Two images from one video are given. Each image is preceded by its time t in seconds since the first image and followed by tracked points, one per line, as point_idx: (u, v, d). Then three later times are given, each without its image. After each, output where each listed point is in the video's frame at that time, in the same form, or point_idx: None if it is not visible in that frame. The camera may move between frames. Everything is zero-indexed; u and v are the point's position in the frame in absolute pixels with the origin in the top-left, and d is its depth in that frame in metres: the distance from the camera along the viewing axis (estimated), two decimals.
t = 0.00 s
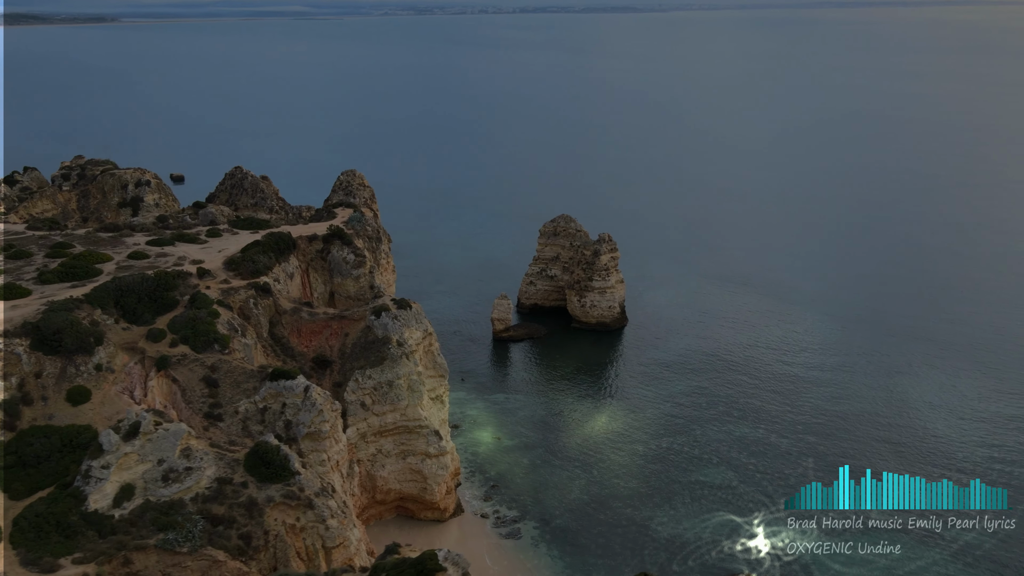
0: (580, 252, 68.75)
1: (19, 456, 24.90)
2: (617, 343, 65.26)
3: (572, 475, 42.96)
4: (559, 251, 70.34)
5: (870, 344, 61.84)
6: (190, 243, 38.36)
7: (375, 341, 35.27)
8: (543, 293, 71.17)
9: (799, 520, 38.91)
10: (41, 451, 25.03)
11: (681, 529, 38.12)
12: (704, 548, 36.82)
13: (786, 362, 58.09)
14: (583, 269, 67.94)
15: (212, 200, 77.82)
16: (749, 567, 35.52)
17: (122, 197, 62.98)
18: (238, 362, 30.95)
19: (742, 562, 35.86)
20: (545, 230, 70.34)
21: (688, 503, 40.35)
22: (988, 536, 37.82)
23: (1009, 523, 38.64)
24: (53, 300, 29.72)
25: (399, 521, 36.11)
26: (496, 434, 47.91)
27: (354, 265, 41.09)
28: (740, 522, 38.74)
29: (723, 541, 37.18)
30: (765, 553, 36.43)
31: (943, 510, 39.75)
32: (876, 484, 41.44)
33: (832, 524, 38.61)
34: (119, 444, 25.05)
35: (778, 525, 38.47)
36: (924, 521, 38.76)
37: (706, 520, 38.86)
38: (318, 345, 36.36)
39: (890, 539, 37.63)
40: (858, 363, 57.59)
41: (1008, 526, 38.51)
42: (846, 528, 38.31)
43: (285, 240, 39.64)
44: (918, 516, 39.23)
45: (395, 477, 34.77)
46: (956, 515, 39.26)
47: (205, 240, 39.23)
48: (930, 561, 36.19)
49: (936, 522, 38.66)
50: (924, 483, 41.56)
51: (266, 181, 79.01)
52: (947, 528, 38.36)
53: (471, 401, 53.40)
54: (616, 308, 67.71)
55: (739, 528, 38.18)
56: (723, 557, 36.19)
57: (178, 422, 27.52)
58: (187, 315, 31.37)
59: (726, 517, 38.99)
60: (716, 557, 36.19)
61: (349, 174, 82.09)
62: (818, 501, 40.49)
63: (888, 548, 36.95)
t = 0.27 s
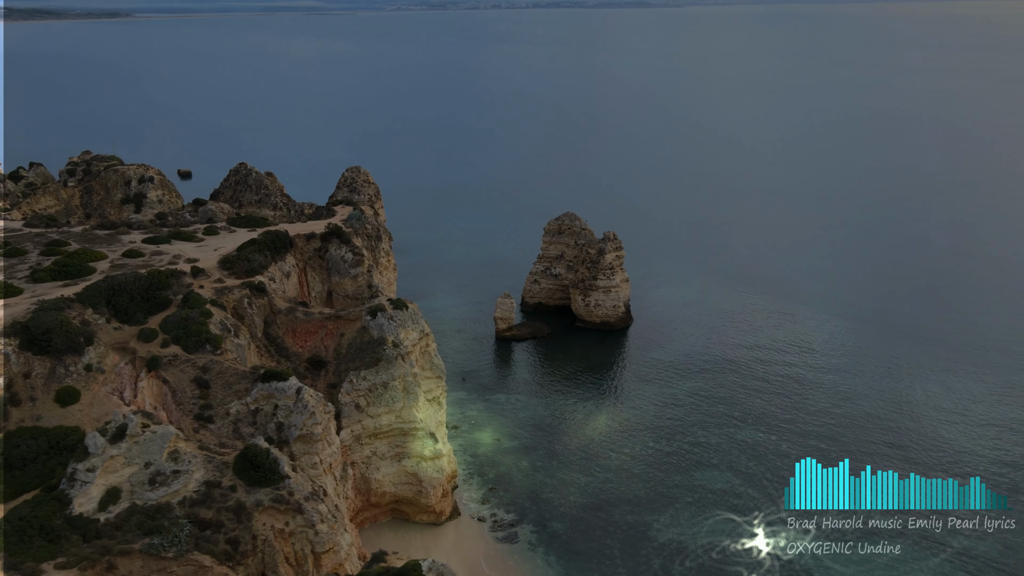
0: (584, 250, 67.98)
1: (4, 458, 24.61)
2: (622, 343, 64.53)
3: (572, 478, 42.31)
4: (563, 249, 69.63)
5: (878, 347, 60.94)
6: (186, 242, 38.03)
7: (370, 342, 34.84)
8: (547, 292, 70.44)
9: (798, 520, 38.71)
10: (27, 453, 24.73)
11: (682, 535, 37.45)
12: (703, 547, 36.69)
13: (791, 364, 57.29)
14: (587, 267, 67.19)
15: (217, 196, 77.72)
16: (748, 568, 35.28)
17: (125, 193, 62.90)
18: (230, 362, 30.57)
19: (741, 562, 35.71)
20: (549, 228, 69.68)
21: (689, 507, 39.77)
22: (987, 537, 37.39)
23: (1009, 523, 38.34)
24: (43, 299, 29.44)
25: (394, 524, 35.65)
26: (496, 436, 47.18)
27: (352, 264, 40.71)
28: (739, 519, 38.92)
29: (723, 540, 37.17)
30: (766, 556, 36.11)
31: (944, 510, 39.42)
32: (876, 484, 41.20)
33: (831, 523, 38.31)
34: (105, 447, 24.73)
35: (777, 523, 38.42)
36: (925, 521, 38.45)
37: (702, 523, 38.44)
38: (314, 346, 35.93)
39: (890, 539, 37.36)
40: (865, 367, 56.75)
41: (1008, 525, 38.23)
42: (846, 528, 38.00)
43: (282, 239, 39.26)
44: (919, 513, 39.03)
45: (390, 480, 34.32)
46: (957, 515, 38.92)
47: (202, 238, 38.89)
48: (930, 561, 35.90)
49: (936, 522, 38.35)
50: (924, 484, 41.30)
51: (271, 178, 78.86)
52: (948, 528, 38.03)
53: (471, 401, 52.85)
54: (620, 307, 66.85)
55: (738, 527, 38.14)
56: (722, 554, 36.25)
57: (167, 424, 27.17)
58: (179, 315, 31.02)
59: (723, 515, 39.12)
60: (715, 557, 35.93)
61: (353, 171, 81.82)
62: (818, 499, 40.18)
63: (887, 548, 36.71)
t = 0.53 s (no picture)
0: (589, 249, 67.21)
1: None
2: (627, 344, 63.81)
3: (572, 482, 41.67)
4: (568, 248, 68.89)
5: (887, 350, 59.95)
6: (182, 240, 37.69)
7: (366, 343, 34.39)
8: (552, 291, 69.71)
9: (798, 520, 38.58)
10: (13, 455, 24.40)
11: (682, 541, 36.76)
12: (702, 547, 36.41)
13: (797, 367, 56.42)
14: (592, 266, 66.33)
15: (222, 192, 77.64)
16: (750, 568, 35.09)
17: (129, 190, 62.88)
18: (222, 364, 30.19)
19: (741, 561, 35.45)
20: (554, 226, 69.03)
21: (691, 511, 39.12)
22: (986, 537, 37.32)
23: (1009, 522, 38.30)
24: (34, 299, 29.17)
25: (389, 528, 35.19)
26: (496, 438, 46.47)
27: (350, 263, 40.29)
28: (738, 518, 38.63)
29: (723, 539, 36.95)
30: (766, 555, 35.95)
31: (943, 510, 39.40)
32: (876, 484, 41.13)
33: (831, 523, 38.26)
34: (90, 450, 24.40)
35: (777, 522, 38.33)
36: (924, 521, 38.44)
37: (699, 523, 38.18)
38: (309, 346, 35.48)
39: (890, 539, 37.24)
40: (872, 371, 55.88)
41: (1008, 525, 38.20)
42: (846, 528, 37.96)
43: (279, 237, 38.83)
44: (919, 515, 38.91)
45: (385, 483, 33.85)
46: (957, 515, 38.89)
47: (198, 236, 38.54)
48: (930, 561, 35.82)
49: (936, 522, 38.34)
50: (924, 485, 41.25)
51: (275, 175, 78.72)
52: (947, 528, 38.04)
53: (472, 402, 52.18)
54: (626, 306, 66.03)
55: (736, 526, 37.98)
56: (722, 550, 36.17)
57: (156, 427, 26.82)
58: (171, 315, 30.65)
59: (723, 513, 38.91)
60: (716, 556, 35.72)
61: (358, 168, 81.51)
62: (818, 500, 40.12)
63: (888, 548, 36.55)
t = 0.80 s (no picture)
0: (594, 248, 66.49)
1: None
2: (631, 344, 63.07)
3: (570, 486, 41.06)
4: (572, 247, 68.20)
5: (895, 352, 58.95)
6: (178, 238, 37.33)
7: (361, 343, 33.93)
8: (556, 290, 68.97)
9: (798, 520, 38.08)
10: None
11: (681, 547, 36.09)
12: (701, 547, 36.13)
13: (802, 369, 55.48)
14: (596, 265, 65.55)
15: (226, 189, 77.53)
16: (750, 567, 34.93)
17: (132, 185, 62.79)
18: (213, 365, 29.81)
19: (741, 562, 35.13)
20: (559, 224, 68.37)
21: (693, 516, 38.49)
22: (987, 537, 37.02)
23: (1009, 523, 38.05)
24: (24, 298, 28.88)
25: (384, 531, 34.74)
26: (495, 439, 45.70)
27: (347, 262, 39.83)
28: (737, 519, 38.34)
29: (723, 540, 36.65)
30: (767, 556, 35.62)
31: (944, 509, 39.03)
32: (876, 484, 40.79)
33: (831, 523, 37.78)
34: (75, 453, 24.08)
35: (776, 522, 37.92)
36: (925, 521, 38.03)
37: (701, 523, 37.96)
38: (304, 347, 35.04)
39: (891, 539, 36.79)
40: (879, 374, 54.85)
41: (1008, 525, 37.93)
42: (846, 527, 37.47)
43: (276, 236, 38.42)
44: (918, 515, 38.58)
45: (379, 486, 33.40)
46: (957, 515, 38.53)
47: (194, 234, 38.18)
48: (930, 561, 35.45)
49: (936, 522, 37.95)
50: (924, 485, 40.94)
51: (280, 171, 78.53)
52: (947, 528, 37.66)
53: (472, 403, 50.94)
54: (630, 306, 65.25)
55: (735, 526, 37.72)
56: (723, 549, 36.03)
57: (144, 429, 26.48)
58: (162, 315, 30.28)
59: (723, 514, 38.64)
60: (716, 557, 35.49)
61: (363, 164, 81.15)
62: (818, 500, 39.67)
63: (888, 548, 36.13)
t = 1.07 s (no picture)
0: (599, 247, 65.69)
1: None
2: (636, 344, 62.37)
3: (570, 490, 40.53)
4: (577, 245, 67.41)
5: (899, 363, 58.62)
6: (173, 236, 36.96)
7: (355, 344, 33.49)
8: (560, 289, 68.24)
9: (799, 521, 38.21)
10: None
11: (680, 554, 35.45)
12: (701, 548, 35.92)
13: (806, 376, 55.33)
14: (601, 264, 64.74)
15: (230, 185, 77.37)
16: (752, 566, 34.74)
17: (135, 182, 62.65)
18: (204, 366, 29.42)
19: (743, 563, 34.96)
20: (564, 223, 67.76)
21: (690, 521, 37.89)
22: (986, 537, 37.34)
23: (1009, 523, 38.38)
24: (15, 298, 28.57)
25: (379, 534, 34.33)
26: (494, 441, 44.90)
27: (345, 261, 39.33)
28: (737, 518, 38.26)
29: (723, 540, 36.51)
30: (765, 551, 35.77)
31: (943, 510, 39.45)
32: (876, 485, 41.12)
33: (832, 523, 38.02)
34: (59, 456, 23.70)
35: (776, 521, 38.05)
36: (924, 521, 38.40)
37: (690, 523, 37.69)
38: (298, 347, 34.61)
39: (891, 539, 37.07)
40: (883, 382, 54.80)
41: (1008, 526, 38.27)
42: (847, 528, 37.71)
43: (272, 235, 38.01)
44: (917, 515, 38.91)
45: (373, 490, 32.98)
46: (957, 516, 38.90)
47: (190, 232, 37.81)
48: (930, 559, 35.71)
49: (936, 522, 38.31)
50: (923, 486, 41.28)
51: (284, 168, 78.33)
52: (947, 528, 37.96)
53: (472, 403, 49.92)
54: (635, 306, 64.36)
55: (736, 525, 37.67)
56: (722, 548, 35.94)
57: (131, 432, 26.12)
58: (154, 315, 29.91)
59: (721, 513, 38.60)
60: (716, 557, 35.27)
61: (368, 161, 80.84)
62: (818, 501, 39.93)
63: (888, 548, 36.35)
